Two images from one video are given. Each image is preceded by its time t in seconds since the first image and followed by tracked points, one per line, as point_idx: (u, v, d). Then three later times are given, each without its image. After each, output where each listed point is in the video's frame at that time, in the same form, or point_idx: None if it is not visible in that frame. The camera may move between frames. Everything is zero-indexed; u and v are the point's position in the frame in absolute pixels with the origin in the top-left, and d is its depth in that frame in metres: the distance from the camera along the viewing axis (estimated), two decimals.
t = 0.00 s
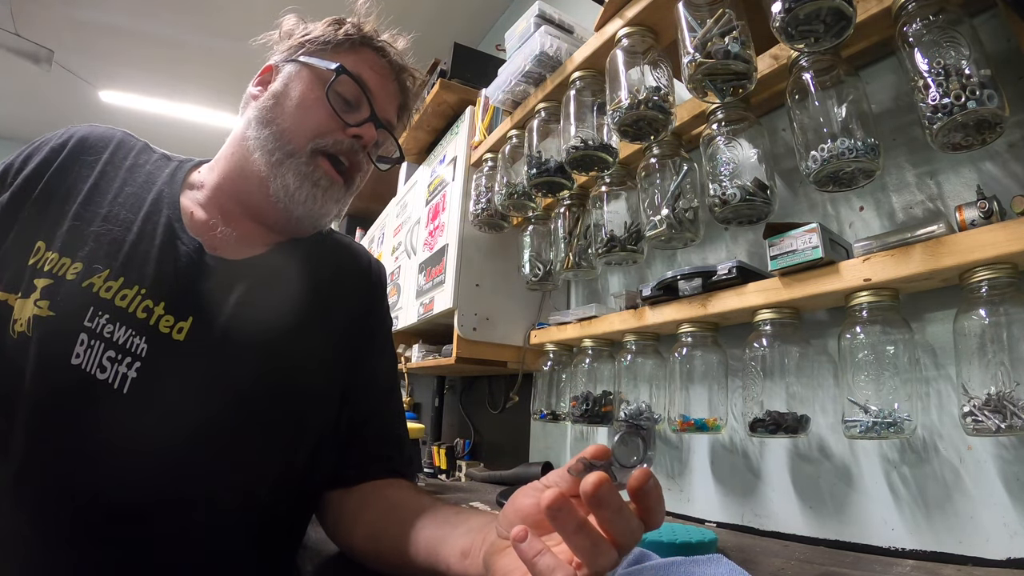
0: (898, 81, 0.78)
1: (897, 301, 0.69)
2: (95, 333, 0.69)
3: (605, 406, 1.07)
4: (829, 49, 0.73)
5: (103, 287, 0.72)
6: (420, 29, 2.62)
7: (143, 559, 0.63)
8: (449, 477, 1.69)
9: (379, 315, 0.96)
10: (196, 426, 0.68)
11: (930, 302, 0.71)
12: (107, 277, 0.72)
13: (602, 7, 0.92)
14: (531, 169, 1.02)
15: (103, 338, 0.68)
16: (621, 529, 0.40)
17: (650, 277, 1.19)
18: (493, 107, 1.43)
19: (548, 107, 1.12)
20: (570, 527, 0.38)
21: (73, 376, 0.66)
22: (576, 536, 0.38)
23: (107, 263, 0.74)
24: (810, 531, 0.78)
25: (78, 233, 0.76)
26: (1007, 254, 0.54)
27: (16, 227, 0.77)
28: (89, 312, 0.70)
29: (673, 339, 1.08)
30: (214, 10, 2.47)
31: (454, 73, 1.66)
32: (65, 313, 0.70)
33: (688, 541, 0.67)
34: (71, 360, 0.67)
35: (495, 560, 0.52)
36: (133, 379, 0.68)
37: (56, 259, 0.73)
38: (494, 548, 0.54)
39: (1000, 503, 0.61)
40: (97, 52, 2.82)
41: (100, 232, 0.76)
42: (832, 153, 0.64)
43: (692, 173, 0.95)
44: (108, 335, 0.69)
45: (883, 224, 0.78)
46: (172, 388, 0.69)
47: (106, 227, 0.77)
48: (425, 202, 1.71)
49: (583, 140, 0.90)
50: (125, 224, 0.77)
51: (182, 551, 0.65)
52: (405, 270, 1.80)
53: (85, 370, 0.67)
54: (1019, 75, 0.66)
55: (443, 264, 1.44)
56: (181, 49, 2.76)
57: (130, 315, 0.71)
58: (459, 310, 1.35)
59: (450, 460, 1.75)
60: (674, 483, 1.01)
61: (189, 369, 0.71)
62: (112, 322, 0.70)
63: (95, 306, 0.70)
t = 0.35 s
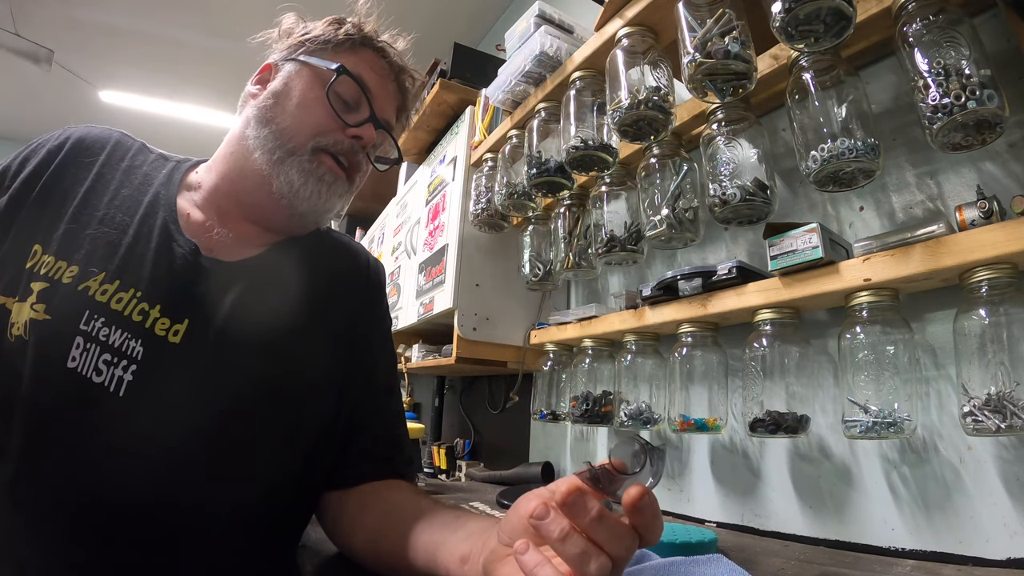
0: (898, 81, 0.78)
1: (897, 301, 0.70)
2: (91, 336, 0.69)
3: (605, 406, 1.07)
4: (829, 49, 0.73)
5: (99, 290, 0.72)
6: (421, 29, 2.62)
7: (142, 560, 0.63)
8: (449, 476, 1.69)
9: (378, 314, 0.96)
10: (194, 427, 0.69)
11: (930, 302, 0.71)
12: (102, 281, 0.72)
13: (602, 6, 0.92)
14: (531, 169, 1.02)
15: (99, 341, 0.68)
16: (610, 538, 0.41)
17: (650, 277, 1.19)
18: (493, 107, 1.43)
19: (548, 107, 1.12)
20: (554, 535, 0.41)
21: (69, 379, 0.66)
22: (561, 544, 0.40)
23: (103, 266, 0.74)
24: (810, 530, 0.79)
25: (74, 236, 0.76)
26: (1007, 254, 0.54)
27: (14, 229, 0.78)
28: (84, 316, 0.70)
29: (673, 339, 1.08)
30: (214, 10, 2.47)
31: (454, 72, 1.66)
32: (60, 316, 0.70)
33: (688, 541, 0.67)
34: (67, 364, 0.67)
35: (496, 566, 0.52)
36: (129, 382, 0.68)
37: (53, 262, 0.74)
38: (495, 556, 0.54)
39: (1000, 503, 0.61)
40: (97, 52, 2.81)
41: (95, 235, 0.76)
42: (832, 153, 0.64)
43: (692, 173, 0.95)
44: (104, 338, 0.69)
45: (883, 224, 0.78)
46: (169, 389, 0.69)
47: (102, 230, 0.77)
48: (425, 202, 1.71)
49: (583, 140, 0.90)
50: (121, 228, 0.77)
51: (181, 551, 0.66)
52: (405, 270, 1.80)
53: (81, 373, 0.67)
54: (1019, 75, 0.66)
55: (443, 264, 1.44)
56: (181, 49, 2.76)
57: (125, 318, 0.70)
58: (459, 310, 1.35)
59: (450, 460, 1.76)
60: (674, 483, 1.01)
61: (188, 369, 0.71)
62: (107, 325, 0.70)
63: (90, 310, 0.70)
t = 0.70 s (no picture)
0: (898, 81, 0.78)
1: (897, 301, 0.70)
2: (97, 334, 0.69)
3: (605, 406, 1.07)
4: (829, 49, 0.73)
5: (106, 288, 0.72)
6: (421, 29, 2.62)
7: (143, 559, 0.63)
8: (449, 476, 1.69)
9: (380, 316, 0.96)
10: (197, 429, 0.68)
11: (930, 302, 0.71)
12: (109, 279, 0.73)
13: (602, 6, 0.92)
14: (531, 169, 1.02)
15: (105, 339, 0.68)
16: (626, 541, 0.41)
17: (650, 277, 1.19)
18: (493, 107, 1.43)
19: (548, 107, 1.12)
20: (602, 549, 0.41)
21: (75, 376, 0.66)
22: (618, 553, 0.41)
23: (110, 265, 0.74)
24: (810, 531, 0.79)
25: (81, 235, 0.76)
26: (1007, 254, 0.54)
27: (19, 228, 0.78)
28: (91, 314, 0.70)
29: (673, 339, 1.08)
30: (214, 10, 2.47)
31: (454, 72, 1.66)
32: (66, 315, 0.70)
33: (689, 541, 0.67)
34: (73, 361, 0.67)
35: None
36: (134, 381, 0.68)
37: (60, 260, 0.73)
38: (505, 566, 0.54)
39: (1000, 503, 0.61)
40: (97, 52, 2.82)
41: (102, 234, 0.76)
42: (832, 153, 0.64)
43: (692, 173, 0.95)
44: (110, 336, 0.69)
45: (883, 224, 0.78)
46: (172, 389, 0.69)
47: (109, 229, 0.77)
48: (425, 202, 1.71)
49: (583, 140, 0.90)
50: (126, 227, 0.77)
51: (183, 552, 0.66)
52: (405, 270, 1.80)
53: (86, 371, 0.67)
54: (1019, 75, 0.66)
55: (443, 264, 1.44)
56: (181, 49, 2.76)
57: (132, 317, 0.71)
58: (459, 310, 1.35)
59: (450, 459, 1.76)
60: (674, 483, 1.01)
61: (190, 371, 0.70)
62: (114, 323, 0.70)
63: (97, 308, 0.70)
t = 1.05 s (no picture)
0: (898, 81, 0.78)
1: (897, 301, 0.69)
2: (97, 334, 0.69)
3: (605, 406, 1.06)
4: (829, 49, 0.73)
5: (106, 287, 0.72)
6: (421, 29, 2.62)
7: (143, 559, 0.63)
8: (449, 476, 1.69)
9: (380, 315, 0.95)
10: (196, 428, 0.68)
11: (930, 302, 0.71)
12: (109, 278, 0.73)
13: (602, 6, 0.92)
14: (531, 169, 1.02)
15: (105, 338, 0.68)
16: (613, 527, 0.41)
17: (650, 277, 1.19)
18: (492, 107, 1.43)
19: (548, 107, 1.12)
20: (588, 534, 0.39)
21: (75, 375, 0.66)
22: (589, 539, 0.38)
23: (109, 264, 0.74)
24: (810, 530, 0.79)
25: (81, 235, 0.76)
26: (1007, 254, 0.54)
27: (19, 228, 0.78)
28: (91, 313, 0.70)
29: (673, 339, 1.08)
30: (214, 10, 2.47)
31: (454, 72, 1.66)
32: (65, 314, 0.70)
33: (688, 541, 0.67)
34: (73, 361, 0.67)
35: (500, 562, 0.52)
36: (133, 380, 0.68)
37: (60, 259, 0.74)
38: (500, 552, 0.54)
39: (1000, 503, 0.61)
40: (97, 52, 2.82)
41: (102, 233, 0.76)
42: (832, 152, 0.64)
43: (692, 173, 0.95)
44: (110, 336, 0.69)
45: (884, 224, 0.78)
46: (172, 388, 0.69)
47: (109, 229, 0.77)
48: (425, 202, 1.71)
49: (583, 140, 0.90)
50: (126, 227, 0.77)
51: (182, 551, 0.66)
52: (405, 270, 1.80)
53: (86, 370, 0.67)
54: (1019, 75, 0.66)
55: (443, 264, 1.44)
56: (181, 49, 2.77)
57: (132, 315, 0.71)
58: (459, 310, 1.35)
59: (450, 459, 1.75)
60: (674, 483, 1.01)
61: (190, 371, 0.70)
62: (114, 322, 0.70)
63: (97, 306, 0.70)
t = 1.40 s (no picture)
0: (898, 81, 0.78)
1: (897, 301, 0.70)
2: (98, 335, 0.69)
3: (605, 406, 1.07)
4: (829, 49, 0.73)
5: (106, 289, 0.72)
6: (421, 29, 2.63)
7: (144, 559, 0.63)
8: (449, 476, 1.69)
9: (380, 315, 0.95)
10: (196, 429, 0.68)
11: (930, 302, 0.71)
12: (109, 279, 0.73)
13: (602, 6, 0.92)
14: (531, 169, 1.02)
15: (105, 340, 0.69)
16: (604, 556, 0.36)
17: (650, 277, 1.19)
18: (493, 107, 1.43)
19: (548, 107, 1.12)
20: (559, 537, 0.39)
21: (75, 376, 0.67)
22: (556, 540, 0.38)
23: (110, 265, 0.74)
24: (810, 530, 0.79)
25: (80, 236, 0.76)
26: (1006, 254, 0.54)
27: (18, 228, 0.78)
28: (91, 314, 0.70)
29: (673, 339, 1.08)
30: (214, 10, 2.48)
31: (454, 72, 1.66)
32: (65, 316, 0.70)
33: (688, 541, 0.67)
34: (74, 362, 0.67)
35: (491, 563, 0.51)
36: (135, 381, 0.68)
37: (60, 261, 0.74)
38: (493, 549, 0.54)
39: (1000, 504, 0.61)
40: (97, 52, 2.82)
41: (102, 234, 0.76)
42: (832, 152, 0.64)
43: (692, 173, 0.95)
44: (111, 337, 0.69)
45: (884, 224, 0.78)
46: (173, 389, 0.69)
47: (109, 230, 0.77)
48: (425, 202, 1.71)
49: (583, 140, 0.90)
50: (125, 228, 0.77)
51: (183, 551, 0.66)
52: (405, 270, 1.80)
53: (87, 372, 0.67)
54: (1019, 75, 0.66)
55: (443, 264, 1.44)
56: (181, 50, 2.77)
57: (133, 317, 0.71)
58: (459, 310, 1.35)
59: (450, 459, 1.75)
60: (674, 482, 1.01)
61: (190, 371, 0.70)
62: (114, 324, 0.70)
63: (98, 308, 0.71)
